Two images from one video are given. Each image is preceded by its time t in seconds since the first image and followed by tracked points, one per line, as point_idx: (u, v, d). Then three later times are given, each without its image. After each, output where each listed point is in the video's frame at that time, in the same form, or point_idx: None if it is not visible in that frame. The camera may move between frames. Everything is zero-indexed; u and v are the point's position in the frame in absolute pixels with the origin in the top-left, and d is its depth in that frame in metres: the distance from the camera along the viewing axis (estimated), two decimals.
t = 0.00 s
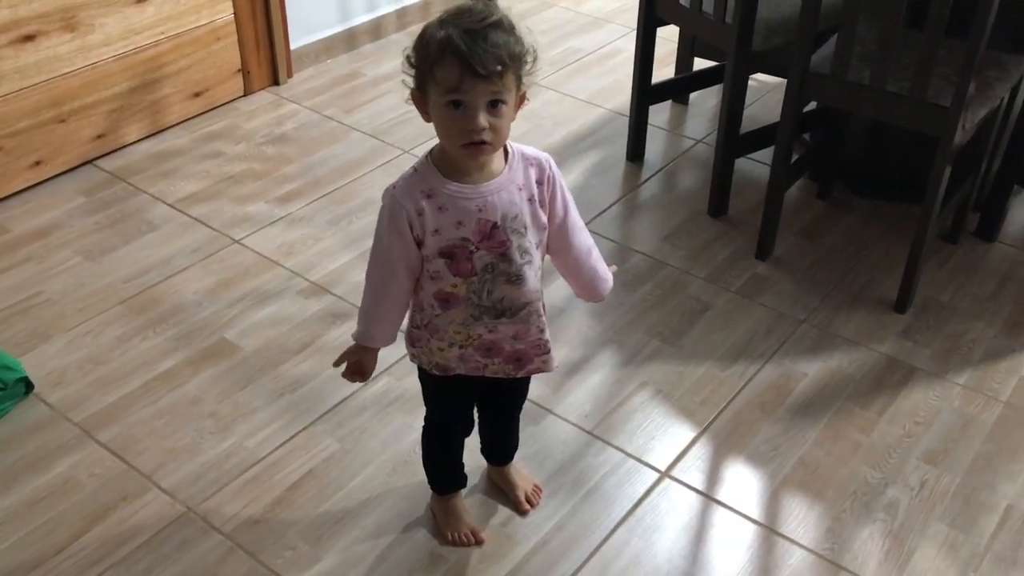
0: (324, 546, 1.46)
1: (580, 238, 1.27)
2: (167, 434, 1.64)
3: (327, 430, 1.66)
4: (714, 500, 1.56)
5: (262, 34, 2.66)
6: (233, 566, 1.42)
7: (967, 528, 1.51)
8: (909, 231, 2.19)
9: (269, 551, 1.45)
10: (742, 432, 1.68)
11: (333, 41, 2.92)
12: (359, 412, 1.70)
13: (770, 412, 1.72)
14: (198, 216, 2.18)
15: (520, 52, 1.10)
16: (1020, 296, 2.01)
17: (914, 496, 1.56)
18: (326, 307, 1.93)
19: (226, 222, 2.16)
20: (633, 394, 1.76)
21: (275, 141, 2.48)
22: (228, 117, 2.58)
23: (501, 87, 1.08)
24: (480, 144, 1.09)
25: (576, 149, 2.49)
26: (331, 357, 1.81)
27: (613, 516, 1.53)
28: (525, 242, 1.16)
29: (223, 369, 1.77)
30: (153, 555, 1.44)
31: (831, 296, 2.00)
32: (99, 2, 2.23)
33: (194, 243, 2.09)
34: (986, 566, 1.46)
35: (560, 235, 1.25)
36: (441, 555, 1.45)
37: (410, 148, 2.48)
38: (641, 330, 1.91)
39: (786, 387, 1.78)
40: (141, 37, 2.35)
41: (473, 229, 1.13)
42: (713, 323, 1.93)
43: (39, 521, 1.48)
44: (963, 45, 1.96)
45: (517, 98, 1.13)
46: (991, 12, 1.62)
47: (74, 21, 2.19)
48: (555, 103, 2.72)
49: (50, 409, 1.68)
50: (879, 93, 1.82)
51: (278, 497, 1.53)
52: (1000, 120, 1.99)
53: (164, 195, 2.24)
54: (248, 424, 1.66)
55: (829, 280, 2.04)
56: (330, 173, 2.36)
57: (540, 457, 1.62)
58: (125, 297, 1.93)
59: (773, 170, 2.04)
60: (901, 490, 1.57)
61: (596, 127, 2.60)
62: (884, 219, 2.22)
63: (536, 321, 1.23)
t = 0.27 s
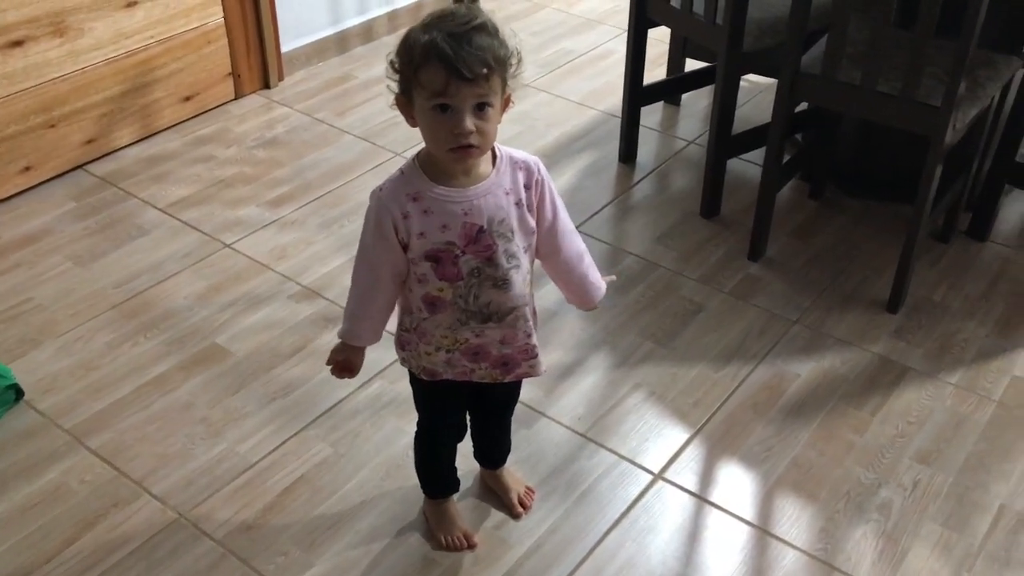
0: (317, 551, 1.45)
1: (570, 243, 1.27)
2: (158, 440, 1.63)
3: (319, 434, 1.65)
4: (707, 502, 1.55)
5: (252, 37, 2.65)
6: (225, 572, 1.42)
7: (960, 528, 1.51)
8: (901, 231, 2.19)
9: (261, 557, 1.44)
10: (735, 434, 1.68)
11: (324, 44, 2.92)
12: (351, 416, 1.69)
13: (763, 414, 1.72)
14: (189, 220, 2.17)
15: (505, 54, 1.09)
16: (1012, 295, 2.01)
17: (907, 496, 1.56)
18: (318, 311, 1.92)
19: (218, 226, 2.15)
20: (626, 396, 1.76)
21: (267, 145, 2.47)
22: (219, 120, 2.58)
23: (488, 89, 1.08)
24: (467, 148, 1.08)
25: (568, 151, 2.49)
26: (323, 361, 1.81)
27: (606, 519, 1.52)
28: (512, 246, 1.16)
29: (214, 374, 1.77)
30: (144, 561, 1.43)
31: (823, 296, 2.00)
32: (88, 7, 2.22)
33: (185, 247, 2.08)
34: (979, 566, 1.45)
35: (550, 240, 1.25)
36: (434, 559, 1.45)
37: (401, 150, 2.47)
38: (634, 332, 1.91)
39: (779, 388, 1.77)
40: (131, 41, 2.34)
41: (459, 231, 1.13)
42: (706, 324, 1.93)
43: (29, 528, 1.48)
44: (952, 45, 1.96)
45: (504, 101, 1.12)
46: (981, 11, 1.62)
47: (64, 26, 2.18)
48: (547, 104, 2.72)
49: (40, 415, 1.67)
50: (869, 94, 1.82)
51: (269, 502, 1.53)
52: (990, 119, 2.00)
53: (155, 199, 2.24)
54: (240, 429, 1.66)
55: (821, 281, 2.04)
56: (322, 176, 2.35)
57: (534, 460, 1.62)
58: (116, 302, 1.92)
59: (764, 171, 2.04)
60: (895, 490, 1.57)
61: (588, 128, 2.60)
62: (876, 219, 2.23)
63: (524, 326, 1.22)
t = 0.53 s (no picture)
0: (317, 552, 1.46)
1: (574, 242, 1.27)
2: (158, 442, 1.63)
3: (319, 436, 1.65)
4: (706, 501, 1.56)
5: (249, 39, 2.65)
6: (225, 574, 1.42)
7: (958, 525, 1.52)
8: (898, 229, 2.20)
9: (261, 558, 1.44)
10: (734, 433, 1.68)
11: (320, 46, 2.92)
12: (350, 417, 1.69)
13: (761, 412, 1.73)
14: (187, 222, 2.17)
15: (504, 58, 1.09)
16: (1009, 292, 2.02)
17: (905, 494, 1.57)
18: (316, 313, 1.93)
19: (215, 229, 2.15)
20: (624, 396, 1.76)
21: (264, 147, 2.48)
22: (216, 123, 2.58)
23: (487, 94, 1.08)
24: (468, 151, 1.09)
25: (565, 151, 2.49)
26: (322, 363, 1.81)
27: (605, 518, 1.53)
28: (516, 245, 1.16)
29: (213, 376, 1.77)
30: (145, 563, 1.43)
31: (820, 295, 2.00)
32: (85, 10, 2.22)
33: (183, 250, 2.08)
34: (978, 563, 1.46)
35: (555, 239, 1.25)
36: (434, 560, 1.45)
37: (399, 152, 2.47)
38: (632, 331, 1.91)
39: (777, 387, 1.78)
40: (128, 44, 2.34)
41: (462, 233, 1.13)
42: (704, 323, 1.93)
43: (29, 531, 1.48)
44: (947, 44, 1.97)
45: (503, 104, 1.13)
46: (975, 10, 1.63)
47: (60, 29, 2.18)
48: (544, 105, 2.72)
49: (40, 418, 1.67)
50: (865, 92, 1.82)
51: (269, 504, 1.53)
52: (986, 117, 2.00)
53: (153, 202, 2.24)
54: (239, 431, 1.66)
55: (819, 279, 2.05)
56: (319, 178, 2.35)
57: (533, 460, 1.62)
58: (114, 305, 1.92)
59: (761, 170, 2.05)
60: (893, 487, 1.58)
61: (585, 129, 2.60)
62: (873, 217, 2.23)
63: (529, 326, 1.22)
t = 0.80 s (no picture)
0: (317, 553, 1.46)
1: (578, 241, 1.28)
2: (158, 443, 1.63)
3: (318, 437, 1.66)
4: (706, 502, 1.56)
5: (250, 42, 2.66)
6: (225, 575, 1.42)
7: (958, 527, 1.52)
8: (898, 231, 2.20)
9: (261, 559, 1.44)
10: (734, 434, 1.68)
11: (321, 48, 2.92)
12: (350, 419, 1.69)
13: (760, 414, 1.73)
14: (188, 224, 2.17)
15: (513, 62, 1.10)
16: (1009, 294, 2.02)
17: (905, 496, 1.57)
18: (317, 314, 1.93)
19: (216, 230, 2.16)
20: (624, 398, 1.76)
21: (265, 149, 2.48)
22: (217, 125, 2.58)
23: (496, 98, 1.09)
24: (477, 153, 1.09)
25: (565, 154, 2.50)
26: (322, 365, 1.81)
27: (606, 519, 1.53)
28: (523, 246, 1.16)
29: (213, 377, 1.77)
30: (145, 564, 1.43)
31: (820, 297, 2.00)
32: (86, 12, 2.22)
33: (183, 251, 2.09)
34: (978, 565, 1.46)
35: (560, 238, 1.26)
36: (434, 561, 1.45)
37: (399, 154, 2.48)
38: (632, 333, 1.91)
39: (777, 388, 1.78)
40: (128, 47, 2.35)
41: (469, 234, 1.13)
42: (704, 325, 1.93)
43: (29, 532, 1.48)
44: (947, 46, 1.97)
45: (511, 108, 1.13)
46: (975, 12, 1.63)
47: (61, 31, 2.19)
48: (544, 107, 2.72)
49: (40, 420, 1.67)
50: (865, 95, 1.82)
51: (269, 505, 1.53)
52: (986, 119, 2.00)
53: (153, 204, 2.24)
54: (239, 432, 1.66)
55: (819, 281, 2.05)
56: (320, 180, 2.36)
57: (532, 462, 1.62)
58: (115, 307, 1.93)
59: (760, 172, 2.05)
60: (893, 489, 1.58)
61: (585, 131, 2.60)
62: (873, 220, 2.23)
63: (535, 327, 1.23)
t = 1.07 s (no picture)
0: (317, 557, 1.46)
1: (588, 239, 1.28)
2: (159, 447, 1.64)
3: (319, 441, 1.66)
4: (707, 507, 1.56)
5: (252, 46, 2.67)
6: None
7: (958, 532, 1.52)
8: (899, 236, 2.20)
9: (262, 562, 1.44)
10: (734, 438, 1.68)
11: (323, 53, 2.93)
12: (351, 423, 1.70)
13: (761, 419, 1.73)
14: (189, 228, 2.18)
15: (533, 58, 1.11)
16: (1009, 299, 2.02)
17: (906, 501, 1.57)
18: (318, 318, 1.93)
19: (217, 234, 2.16)
20: (624, 402, 1.76)
21: (266, 153, 2.48)
22: (219, 129, 2.59)
23: (516, 91, 1.09)
24: (493, 147, 1.10)
25: (566, 158, 2.50)
26: (323, 368, 1.81)
27: (606, 523, 1.53)
28: (531, 247, 1.17)
29: (214, 381, 1.77)
30: (145, 567, 1.43)
31: (821, 302, 2.00)
32: (89, 17, 2.23)
33: (185, 255, 2.09)
34: (978, 570, 1.46)
35: (570, 236, 1.26)
36: (434, 565, 1.45)
37: (400, 158, 2.48)
38: (632, 338, 1.91)
39: (777, 393, 1.78)
40: (131, 51, 2.35)
41: (478, 235, 1.14)
42: (704, 329, 1.93)
43: (30, 535, 1.48)
44: (947, 52, 1.97)
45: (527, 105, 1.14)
46: (976, 17, 1.63)
47: (65, 35, 2.19)
48: (545, 112, 2.73)
49: (41, 423, 1.68)
50: (866, 99, 1.83)
51: (270, 508, 1.53)
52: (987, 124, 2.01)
53: (155, 207, 2.25)
54: (240, 436, 1.66)
55: (819, 286, 2.05)
56: (321, 184, 2.36)
57: (533, 465, 1.63)
58: (117, 310, 1.93)
59: (762, 177, 2.05)
60: (893, 494, 1.58)
61: (586, 136, 2.61)
62: (874, 225, 2.23)
63: (541, 328, 1.23)
